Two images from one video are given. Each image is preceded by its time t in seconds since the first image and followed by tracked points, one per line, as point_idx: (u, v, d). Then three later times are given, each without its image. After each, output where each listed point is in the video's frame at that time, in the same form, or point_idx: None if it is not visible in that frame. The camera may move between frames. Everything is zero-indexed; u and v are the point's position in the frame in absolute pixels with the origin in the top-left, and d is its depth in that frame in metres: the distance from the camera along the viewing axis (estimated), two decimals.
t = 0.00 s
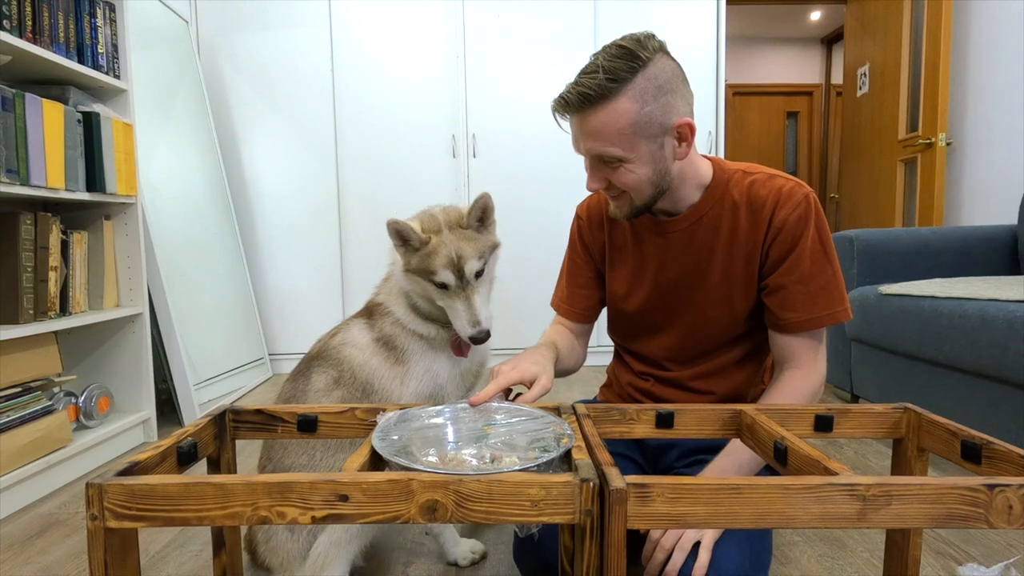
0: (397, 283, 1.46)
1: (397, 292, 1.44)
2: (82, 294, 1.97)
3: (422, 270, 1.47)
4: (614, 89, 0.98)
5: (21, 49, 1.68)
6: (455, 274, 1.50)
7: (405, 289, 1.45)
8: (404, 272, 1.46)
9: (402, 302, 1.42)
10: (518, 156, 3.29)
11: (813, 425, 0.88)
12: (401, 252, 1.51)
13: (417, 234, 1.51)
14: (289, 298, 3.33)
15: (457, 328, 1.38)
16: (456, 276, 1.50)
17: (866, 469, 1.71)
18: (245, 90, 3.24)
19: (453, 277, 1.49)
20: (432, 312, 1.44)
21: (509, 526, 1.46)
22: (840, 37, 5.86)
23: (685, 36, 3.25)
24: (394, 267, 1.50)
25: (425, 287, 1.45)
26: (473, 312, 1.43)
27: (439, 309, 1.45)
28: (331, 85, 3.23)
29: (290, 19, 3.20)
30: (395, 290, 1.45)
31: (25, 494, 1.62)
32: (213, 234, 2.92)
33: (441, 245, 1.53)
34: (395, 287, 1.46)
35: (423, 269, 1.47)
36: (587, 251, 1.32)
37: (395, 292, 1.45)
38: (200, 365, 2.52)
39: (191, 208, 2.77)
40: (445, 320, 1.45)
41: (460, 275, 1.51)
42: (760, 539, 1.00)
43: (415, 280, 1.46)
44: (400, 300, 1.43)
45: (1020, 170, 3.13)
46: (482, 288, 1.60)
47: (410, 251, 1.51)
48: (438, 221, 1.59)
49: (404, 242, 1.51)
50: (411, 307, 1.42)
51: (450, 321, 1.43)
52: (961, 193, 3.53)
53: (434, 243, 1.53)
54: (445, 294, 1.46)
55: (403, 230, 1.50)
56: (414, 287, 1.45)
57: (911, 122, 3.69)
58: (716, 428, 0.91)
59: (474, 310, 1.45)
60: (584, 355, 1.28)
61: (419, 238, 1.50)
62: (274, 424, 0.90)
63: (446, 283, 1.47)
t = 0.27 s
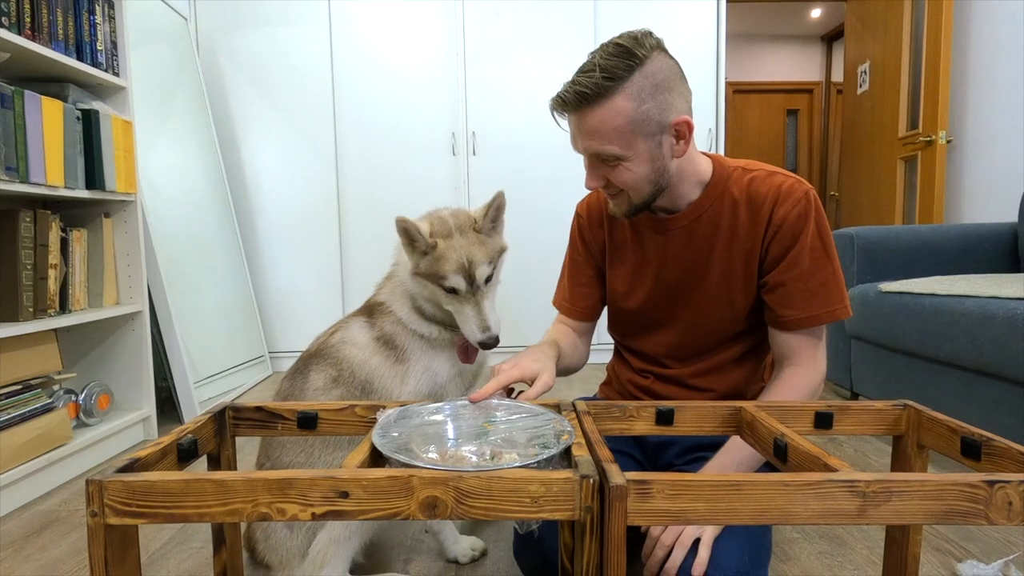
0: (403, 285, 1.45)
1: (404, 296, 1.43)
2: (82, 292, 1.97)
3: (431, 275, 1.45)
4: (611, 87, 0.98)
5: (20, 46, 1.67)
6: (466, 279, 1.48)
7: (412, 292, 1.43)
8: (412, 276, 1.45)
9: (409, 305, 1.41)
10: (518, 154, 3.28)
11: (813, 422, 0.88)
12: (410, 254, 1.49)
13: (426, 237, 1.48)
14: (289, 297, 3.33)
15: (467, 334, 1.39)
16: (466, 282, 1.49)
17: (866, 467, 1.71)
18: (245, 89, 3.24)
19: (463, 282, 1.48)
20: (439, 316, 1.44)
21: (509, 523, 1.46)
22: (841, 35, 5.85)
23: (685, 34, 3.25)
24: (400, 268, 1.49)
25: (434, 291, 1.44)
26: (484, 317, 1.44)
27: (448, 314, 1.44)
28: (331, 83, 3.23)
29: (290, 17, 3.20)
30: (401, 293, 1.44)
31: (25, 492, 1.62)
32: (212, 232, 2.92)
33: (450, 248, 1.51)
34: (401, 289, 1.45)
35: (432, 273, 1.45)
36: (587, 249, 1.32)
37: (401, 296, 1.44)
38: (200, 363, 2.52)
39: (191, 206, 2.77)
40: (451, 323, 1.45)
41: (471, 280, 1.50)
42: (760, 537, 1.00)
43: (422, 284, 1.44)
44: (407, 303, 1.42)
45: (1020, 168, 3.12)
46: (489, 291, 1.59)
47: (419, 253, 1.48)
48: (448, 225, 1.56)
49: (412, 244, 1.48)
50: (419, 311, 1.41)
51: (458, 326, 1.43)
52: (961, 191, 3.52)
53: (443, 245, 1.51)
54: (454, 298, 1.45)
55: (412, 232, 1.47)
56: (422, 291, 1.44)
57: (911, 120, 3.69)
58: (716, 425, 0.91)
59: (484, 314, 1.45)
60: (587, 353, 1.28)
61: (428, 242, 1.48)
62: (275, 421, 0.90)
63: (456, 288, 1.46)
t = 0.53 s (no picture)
0: (400, 291, 1.44)
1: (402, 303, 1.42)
2: (81, 294, 1.97)
3: (429, 278, 1.43)
4: (602, 93, 0.98)
5: (19, 48, 1.67)
6: (464, 279, 1.46)
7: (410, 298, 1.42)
8: (408, 282, 1.43)
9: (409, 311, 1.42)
10: (517, 155, 3.29)
11: (811, 423, 0.88)
12: (403, 259, 1.46)
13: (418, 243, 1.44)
14: (288, 298, 3.33)
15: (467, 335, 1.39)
16: (465, 281, 1.47)
17: (865, 467, 1.71)
18: (244, 91, 3.24)
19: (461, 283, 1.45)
20: (440, 319, 1.43)
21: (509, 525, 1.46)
22: (839, 36, 5.85)
23: (684, 35, 3.25)
24: (396, 273, 1.47)
25: (433, 293, 1.42)
26: (484, 316, 1.43)
27: (449, 316, 1.44)
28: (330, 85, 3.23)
29: (290, 18, 3.20)
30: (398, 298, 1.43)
31: (23, 494, 1.61)
32: (211, 234, 2.92)
33: (444, 250, 1.48)
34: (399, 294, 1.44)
35: (429, 276, 1.43)
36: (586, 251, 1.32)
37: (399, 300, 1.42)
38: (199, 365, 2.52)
39: (190, 208, 2.77)
40: (452, 324, 1.45)
41: (470, 280, 1.48)
42: (759, 537, 1.00)
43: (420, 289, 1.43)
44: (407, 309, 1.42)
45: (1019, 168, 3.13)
46: (489, 288, 1.58)
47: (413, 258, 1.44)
48: (440, 226, 1.53)
49: (403, 250, 1.44)
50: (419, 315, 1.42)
51: (458, 326, 1.43)
52: (960, 192, 3.53)
53: (437, 247, 1.48)
54: (453, 299, 1.43)
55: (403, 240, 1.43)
56: (420, 296, 1.42)
57: (909, 120, 3.69)
58: (715, 427, 0.91)
59: (485, 314, 1.45)
60: (587, 354, 1.28)
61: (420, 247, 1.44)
62: (274, 424, 0.90)
63: (455, 290, 1.44)
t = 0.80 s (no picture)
0: (389, 292, 1.42)
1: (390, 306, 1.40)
2: (82, 293, 1.97)
3: (418, 276, 1.43)
4: (599, 95, 0.98)
5: (20, 48, 1.67)
6: (454, 276, 1.46)
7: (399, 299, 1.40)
8: (396, 283, 1.42)
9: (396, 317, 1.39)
10: (518, 156, 3.29)
11: (812, 423, 0.88)
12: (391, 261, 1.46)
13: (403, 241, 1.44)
14: (289, 298, 3.33)
15: (463, 331, 1.38)
16: (457, 277, 1.47)
17: (865, 468, 1.71)
18: (245, 90, 3.24)
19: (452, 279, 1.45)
20: (431, 318, 1.42)
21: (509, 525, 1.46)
22: (841, 37, 5.85)
23: (685, 36, 3.25)
24: (383, 277, 1.46)
25: (423, 290, 1.42)
26: (478, 311, 1.43)
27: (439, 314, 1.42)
28: (331, 85, 3.23)
29: (292, 18, 3.20)
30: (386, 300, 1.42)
31: (23, 494, 1.61)
32: (213, 234, 2.92)
33: (432, 246, 1.47)
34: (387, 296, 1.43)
35: (418, 274, 1.43)
36: (586, 252, 1.31)
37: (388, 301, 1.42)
38: (200, 365, 2.52)
39: (191, 207, 2.77)
40: (442, 325, 1.43)
41: (461, 275, 1.47)
42: (759, 538, 1.00)
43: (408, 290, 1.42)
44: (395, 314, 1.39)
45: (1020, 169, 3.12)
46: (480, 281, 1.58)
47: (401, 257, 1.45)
48: (426, 223, 1.51)
49: (390, 249, 1.46)
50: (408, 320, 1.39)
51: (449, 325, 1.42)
52: (961, 193, 3.52)
53: (424, 245, 1.48)
54: (445, 294, 1.44)
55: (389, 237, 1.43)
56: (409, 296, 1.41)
57: (911, 121, 3.69)
58: (716, 427, 0.91)
59: (478, 309, 1.45)
60: (589, 355, 1.28)
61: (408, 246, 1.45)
62: (274, 423, 0.90)
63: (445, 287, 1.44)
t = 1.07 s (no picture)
0: (378, 264, 1.41)
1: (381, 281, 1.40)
2: (83, 289, 1.97)
3: (412, 241, 1.42)
4: (600, 89, 0.98)
5: (20, 43, 1.67)
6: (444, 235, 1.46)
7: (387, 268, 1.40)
8: (388, 253, 1.41)
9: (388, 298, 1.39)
10: (519, 153, 3.28)
11: (813, 420, 0.88)
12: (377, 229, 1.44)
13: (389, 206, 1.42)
14: (290, 295, 3.34)
15: (468, 285, 1.42)
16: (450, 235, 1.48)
17: (866, 465, 1.71)
18: (246, 87, 3.24)
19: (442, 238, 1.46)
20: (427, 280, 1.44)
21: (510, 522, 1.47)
22: (843, 34, 5.84)
23: (687, 33, 3.24)
24: (369, 250, 1.43)
25: (419, 255, 1.42)
26: (477, 261, 1.47)
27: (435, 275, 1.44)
28: (332, 82, 3.23)
29: (293, 14, 3.20)
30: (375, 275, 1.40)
31: (25, 490, 1.62)
32: (214, 231, 2.92)
33: (417, 208, 1.46)
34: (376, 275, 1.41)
35: (410, 240, 1.42)
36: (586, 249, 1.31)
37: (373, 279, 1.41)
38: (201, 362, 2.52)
39: (192, 204, 2.77)
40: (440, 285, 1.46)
41: (453, 232, 1.49)
42: (760, 534, 1.01)
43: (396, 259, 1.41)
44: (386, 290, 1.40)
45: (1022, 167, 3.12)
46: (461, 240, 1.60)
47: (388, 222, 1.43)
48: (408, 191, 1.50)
49: (376, 213, 1.43)
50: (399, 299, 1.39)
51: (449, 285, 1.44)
52: (963, 190, 3.52)
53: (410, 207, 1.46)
54: (442, 256, 1.44)
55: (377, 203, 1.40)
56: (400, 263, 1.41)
57: (913, 119, 3.68)
58: (717, 424, 0.91)
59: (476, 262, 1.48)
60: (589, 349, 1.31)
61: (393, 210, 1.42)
62: (276, 419, 0.90)
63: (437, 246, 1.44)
